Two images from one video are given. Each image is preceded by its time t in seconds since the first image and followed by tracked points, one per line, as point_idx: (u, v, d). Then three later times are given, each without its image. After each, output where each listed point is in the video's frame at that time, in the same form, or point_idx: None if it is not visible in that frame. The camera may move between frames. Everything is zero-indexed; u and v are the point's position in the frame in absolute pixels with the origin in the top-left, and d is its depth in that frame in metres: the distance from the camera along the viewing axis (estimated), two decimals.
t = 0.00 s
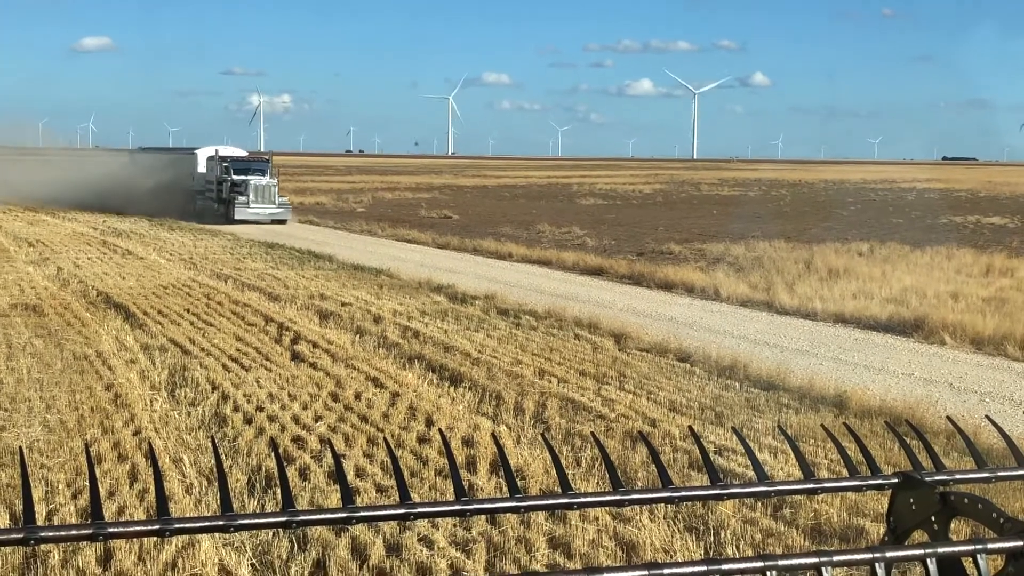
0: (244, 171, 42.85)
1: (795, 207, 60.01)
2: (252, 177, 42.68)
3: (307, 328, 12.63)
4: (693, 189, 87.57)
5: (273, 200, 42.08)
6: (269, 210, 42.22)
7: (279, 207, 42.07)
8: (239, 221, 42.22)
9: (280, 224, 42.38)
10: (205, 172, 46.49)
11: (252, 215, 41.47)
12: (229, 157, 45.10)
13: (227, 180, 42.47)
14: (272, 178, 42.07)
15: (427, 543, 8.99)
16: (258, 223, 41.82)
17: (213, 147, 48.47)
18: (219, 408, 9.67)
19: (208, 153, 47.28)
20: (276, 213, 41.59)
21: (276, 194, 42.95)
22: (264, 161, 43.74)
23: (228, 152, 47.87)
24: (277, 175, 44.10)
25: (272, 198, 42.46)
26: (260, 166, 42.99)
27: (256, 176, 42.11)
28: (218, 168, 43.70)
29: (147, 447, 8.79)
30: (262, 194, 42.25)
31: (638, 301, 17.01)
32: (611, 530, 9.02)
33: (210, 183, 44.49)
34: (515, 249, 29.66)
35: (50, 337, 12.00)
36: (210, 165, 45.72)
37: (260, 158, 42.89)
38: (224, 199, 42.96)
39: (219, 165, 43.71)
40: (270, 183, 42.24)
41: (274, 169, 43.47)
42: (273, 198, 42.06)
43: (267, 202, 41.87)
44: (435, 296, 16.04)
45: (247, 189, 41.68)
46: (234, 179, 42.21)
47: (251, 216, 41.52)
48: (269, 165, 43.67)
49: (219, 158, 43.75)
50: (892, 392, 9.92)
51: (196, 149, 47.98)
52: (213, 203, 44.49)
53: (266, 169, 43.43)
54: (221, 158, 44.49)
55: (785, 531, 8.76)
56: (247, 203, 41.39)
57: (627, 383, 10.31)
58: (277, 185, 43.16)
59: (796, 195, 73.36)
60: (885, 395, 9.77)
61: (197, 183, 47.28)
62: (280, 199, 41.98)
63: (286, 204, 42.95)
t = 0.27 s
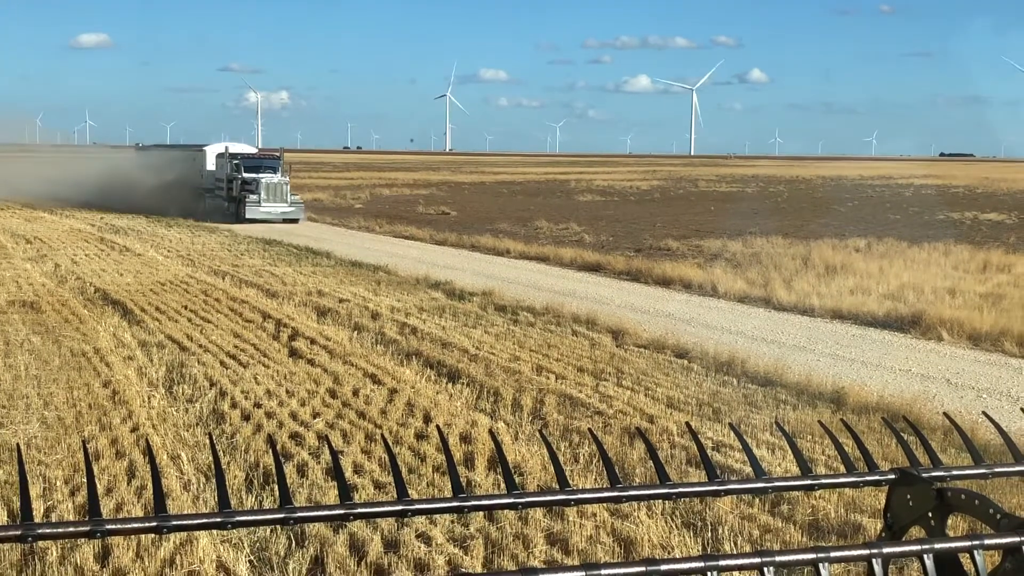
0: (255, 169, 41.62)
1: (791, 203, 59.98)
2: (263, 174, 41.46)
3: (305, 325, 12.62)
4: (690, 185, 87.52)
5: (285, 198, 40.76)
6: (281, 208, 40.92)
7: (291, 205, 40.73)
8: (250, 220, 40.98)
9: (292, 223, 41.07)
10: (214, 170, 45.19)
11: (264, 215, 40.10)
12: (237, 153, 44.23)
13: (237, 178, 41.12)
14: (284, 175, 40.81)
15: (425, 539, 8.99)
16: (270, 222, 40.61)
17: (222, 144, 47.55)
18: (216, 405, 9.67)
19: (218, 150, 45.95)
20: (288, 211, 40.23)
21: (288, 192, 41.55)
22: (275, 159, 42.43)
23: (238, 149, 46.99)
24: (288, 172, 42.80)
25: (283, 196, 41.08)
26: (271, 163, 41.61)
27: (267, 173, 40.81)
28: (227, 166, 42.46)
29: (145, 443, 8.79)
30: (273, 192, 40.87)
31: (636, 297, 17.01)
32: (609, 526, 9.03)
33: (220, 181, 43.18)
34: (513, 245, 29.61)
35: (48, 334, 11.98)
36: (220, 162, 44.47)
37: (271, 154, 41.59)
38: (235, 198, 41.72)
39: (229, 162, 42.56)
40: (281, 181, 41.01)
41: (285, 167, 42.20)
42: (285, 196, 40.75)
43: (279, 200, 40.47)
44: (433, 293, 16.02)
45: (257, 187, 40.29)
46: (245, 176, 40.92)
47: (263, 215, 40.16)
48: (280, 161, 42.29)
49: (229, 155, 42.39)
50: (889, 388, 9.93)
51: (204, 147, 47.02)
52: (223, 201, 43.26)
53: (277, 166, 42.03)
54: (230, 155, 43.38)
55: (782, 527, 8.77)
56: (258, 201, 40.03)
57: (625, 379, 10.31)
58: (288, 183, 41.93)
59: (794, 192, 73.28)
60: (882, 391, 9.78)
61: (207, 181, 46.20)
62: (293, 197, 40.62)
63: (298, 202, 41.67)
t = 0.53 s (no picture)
0: (264, 170, 40.75)
1: (785, 201, 60.04)
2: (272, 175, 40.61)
3: (300, 323, 12.62)
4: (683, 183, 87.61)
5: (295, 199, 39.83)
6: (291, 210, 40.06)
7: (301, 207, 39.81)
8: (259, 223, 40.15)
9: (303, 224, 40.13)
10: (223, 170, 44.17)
11: (273, 216, 39.05)
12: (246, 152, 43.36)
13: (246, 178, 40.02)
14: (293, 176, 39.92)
15: (419, 538, 8.99)
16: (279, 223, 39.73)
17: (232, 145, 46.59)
18: (211, 404, 9.66)
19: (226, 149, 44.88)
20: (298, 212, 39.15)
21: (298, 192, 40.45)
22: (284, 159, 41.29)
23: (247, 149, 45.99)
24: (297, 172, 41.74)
25: (294, 197, 40.00)
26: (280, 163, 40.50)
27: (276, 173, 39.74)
28: (235, 166, 41.59)
29: (139, 442, 8.78)
30: (283, 193, 39.79)
31: (630, 296, 17.01)
32: (604, 525, 9.03)
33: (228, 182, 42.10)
34: (507, 244, 29.58)
35: (42, 333, 11.96)
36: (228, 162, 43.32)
37: (279, 154, 40.47)
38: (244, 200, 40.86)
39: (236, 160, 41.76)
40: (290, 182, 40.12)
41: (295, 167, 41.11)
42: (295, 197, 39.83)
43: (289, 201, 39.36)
44: (428, 292, 16.04)
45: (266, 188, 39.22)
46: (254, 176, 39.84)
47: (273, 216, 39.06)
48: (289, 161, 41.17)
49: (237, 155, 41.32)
50: (883, 386, 9.94)
51: (212, 147, 45.97)
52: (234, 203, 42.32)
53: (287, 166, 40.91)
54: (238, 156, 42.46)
55: (776, 526, 8.77)
56: (267, 202, 38.98)
57: (619, 378, 10.32)
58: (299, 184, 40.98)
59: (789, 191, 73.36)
60: (876, 390, 9.78)
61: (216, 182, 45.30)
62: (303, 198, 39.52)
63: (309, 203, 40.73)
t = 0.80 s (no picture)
0: (269, 170, 39.28)
1: (777, 202, 60.08)
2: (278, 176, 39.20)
3: (290, 323, 12.59)
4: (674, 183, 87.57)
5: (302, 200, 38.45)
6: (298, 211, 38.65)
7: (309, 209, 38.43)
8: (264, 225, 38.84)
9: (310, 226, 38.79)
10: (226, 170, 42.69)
11: (279, 218, 37.71)
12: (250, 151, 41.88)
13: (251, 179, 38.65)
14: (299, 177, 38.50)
15: (410, 538, 8.98)
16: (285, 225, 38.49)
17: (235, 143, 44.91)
18: (201, 403, 9.64)
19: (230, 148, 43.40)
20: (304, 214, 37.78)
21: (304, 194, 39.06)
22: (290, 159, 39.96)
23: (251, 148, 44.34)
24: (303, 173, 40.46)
25: (300, 199, 38.62)
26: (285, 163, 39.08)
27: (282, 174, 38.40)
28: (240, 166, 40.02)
29: (129, 442, 8.76)
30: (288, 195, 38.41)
31: (622, 296, 17.01)
32: (595, 524, 9.04)
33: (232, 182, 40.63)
34: (498, 243, 29.53)
35: (32, 333, 11.92)
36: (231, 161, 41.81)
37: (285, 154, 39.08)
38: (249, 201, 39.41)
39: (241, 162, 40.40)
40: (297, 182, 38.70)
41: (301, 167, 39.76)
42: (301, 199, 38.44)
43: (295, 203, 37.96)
44: (419, 291, 16.02)
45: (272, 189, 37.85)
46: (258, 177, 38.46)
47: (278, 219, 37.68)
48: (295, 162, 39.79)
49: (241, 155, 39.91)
50: (873, 386, 9.96)
51: (216, 145, 44.23)
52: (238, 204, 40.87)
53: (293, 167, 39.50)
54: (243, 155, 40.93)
55: (767, 525, 8.79)
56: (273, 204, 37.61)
57: (610, 378, 10.32)
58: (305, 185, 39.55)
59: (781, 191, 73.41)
60: (866, 389, 9.80)
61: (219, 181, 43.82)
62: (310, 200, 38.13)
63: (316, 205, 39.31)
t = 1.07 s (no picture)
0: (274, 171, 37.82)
1: (767, 202, 60.15)
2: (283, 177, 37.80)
3: (280, 323, 12.57)
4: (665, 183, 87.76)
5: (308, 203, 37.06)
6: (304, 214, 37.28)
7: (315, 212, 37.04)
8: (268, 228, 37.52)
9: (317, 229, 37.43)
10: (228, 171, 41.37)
11: (284, 221, 36.42)
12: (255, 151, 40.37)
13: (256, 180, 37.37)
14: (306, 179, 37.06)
15: (400, 538, 8.98)
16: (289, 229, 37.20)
17: (238, 143, 43.27)
18: (191, 403, 9.62)
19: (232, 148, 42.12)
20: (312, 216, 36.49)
21: (310, 196, 37.84)
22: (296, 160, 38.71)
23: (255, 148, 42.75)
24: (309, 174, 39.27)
25: (306, 200, 37.36)
26: (292, 163, 37.84)
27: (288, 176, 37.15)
28: (243, 167, 38.54)
29: (119, 442, 8.75)
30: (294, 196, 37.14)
31: (612, 296, 17.01)
32: (585, 524, 9.04)
33: (236, 183, 39.33)
34: (489, 244, 29.50)
35: (21, 333, 11.89)
36: (235, 162, 40.51)
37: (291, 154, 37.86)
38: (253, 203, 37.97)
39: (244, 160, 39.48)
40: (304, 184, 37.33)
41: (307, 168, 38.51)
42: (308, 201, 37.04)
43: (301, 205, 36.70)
44: (409, 292, 16.00)
45: (277, 191, 36.65)
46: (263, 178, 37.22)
47: (285, 221, 36.39)
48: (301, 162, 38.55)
49: (245, 155, 38.62)
50: (863, 386, 9.97)
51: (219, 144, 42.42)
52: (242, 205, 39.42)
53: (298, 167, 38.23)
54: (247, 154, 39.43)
55: (756, 525, 8.80)
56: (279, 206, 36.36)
57: (601, 378, 10.33)
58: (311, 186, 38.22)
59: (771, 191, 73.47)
60: (856, 390, 9.81)
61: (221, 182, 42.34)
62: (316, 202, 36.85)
63: (323, 207, 38.03)
